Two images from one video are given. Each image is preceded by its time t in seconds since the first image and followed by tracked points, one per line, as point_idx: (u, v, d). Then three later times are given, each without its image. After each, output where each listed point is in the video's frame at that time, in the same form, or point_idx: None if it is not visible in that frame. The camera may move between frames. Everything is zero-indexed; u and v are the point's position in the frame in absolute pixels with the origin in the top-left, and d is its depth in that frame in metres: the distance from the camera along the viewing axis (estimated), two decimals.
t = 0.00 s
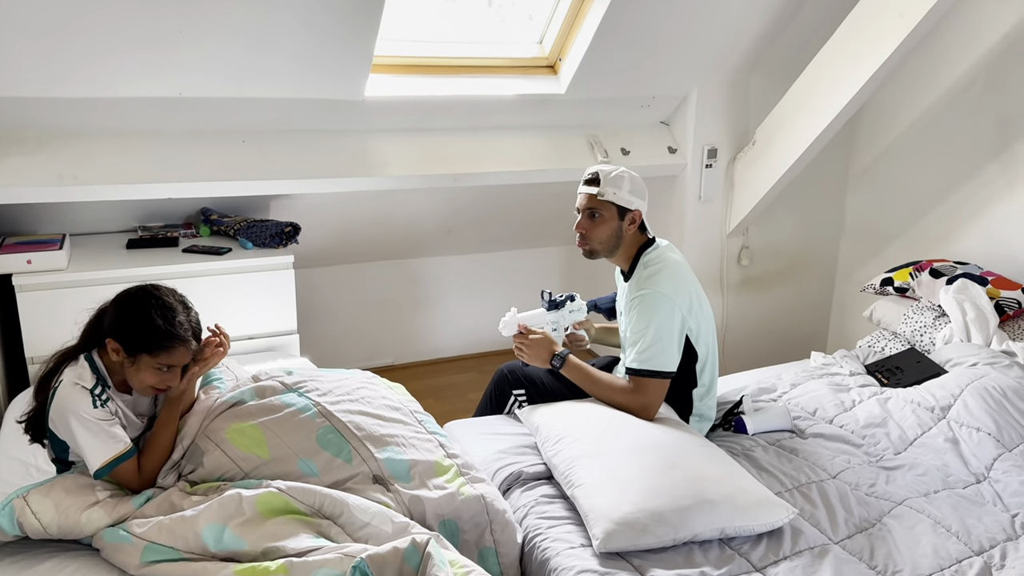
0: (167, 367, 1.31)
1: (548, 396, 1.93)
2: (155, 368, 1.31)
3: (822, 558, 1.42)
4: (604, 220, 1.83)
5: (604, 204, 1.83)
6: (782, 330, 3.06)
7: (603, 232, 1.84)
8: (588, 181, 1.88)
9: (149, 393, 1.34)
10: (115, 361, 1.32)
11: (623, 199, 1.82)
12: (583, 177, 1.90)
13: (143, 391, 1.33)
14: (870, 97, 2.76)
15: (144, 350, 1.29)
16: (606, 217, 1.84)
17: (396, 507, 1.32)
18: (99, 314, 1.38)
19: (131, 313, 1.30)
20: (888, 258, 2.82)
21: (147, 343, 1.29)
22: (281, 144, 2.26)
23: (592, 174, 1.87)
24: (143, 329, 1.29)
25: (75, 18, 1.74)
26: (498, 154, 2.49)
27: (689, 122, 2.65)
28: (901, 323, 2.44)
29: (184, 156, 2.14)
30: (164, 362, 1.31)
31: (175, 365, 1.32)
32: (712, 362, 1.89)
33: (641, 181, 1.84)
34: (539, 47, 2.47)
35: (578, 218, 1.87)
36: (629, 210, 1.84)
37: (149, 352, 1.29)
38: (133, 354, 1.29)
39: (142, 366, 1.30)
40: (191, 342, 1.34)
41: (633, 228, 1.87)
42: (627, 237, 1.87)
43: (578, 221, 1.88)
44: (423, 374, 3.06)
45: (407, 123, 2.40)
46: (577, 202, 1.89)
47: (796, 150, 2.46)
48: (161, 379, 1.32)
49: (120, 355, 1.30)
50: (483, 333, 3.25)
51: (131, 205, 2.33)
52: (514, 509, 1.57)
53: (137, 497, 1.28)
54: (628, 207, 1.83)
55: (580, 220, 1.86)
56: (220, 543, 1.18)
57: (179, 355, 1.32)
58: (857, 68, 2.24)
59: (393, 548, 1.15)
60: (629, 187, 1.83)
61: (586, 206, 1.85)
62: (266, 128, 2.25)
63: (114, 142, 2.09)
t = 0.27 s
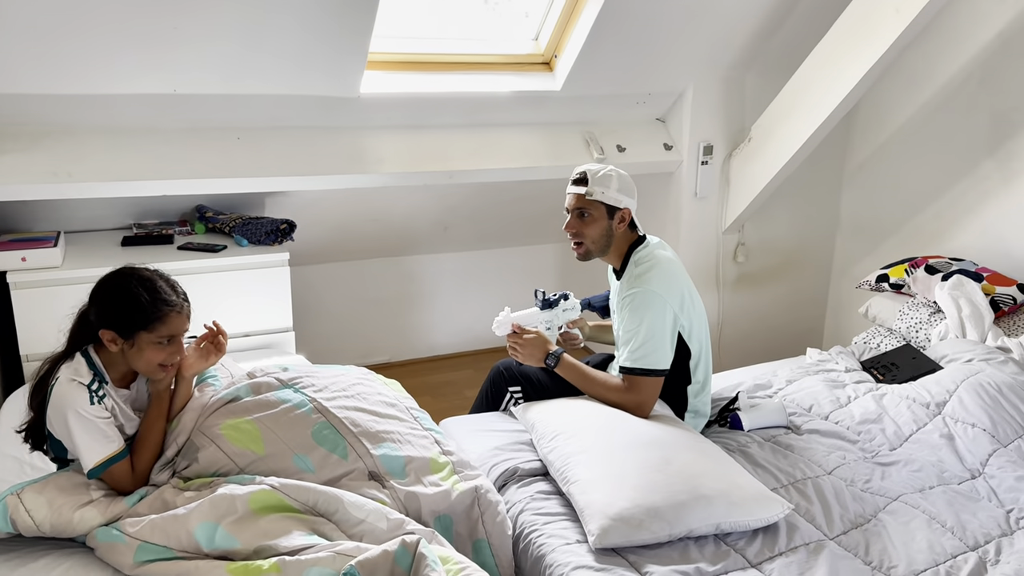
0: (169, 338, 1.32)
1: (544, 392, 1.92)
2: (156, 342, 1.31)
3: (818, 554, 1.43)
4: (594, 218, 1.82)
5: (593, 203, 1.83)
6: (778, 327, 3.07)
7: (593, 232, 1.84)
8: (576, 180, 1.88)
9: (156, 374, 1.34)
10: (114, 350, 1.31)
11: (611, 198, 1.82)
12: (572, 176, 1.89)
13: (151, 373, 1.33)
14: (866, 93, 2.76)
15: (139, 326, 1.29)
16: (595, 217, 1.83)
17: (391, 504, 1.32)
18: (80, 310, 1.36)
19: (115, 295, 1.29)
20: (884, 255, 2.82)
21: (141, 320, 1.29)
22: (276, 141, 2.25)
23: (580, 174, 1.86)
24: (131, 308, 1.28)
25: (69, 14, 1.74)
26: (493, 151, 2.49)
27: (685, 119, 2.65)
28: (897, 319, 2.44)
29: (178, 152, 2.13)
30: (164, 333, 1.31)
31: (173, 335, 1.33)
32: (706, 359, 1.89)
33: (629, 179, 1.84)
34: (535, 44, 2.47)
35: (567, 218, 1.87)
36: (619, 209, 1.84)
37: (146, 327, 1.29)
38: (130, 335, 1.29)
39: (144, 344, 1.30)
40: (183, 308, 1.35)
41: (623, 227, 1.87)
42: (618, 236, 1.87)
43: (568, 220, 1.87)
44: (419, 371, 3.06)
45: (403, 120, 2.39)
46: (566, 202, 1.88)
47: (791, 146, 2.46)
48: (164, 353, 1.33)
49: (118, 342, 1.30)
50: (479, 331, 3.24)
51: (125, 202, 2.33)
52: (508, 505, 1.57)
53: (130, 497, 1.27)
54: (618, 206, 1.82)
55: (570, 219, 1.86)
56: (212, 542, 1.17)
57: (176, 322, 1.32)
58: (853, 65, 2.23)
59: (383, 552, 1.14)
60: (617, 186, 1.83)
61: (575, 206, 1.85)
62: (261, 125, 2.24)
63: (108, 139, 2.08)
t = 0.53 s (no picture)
0: (172, 311, 1.36)
1: (541, 391, 1.93)
2: (162, 317, 1.35)
3: (813, 552, 1.43)
4: (590, 218, 1.83)
5: (589, 203, 1.83)
6: (775, 325, 3.07)
7: (589, 231, 1.84)
8: (571, 180, 1.88)
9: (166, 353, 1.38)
10: (121, 339, 1.33)
11: (605, 199, 1.82)
12: (567, 175, 1.89)
13: (164, 353, 1.37)
14: (862, 90, 2.76)
15: (143, 305, 1.32)
16: (591, 216, 1.84)
17: (388, 504, 1.32)
18: (65, 317, 1.35)
19: (110, 282, 1.31)
20: (880, 253, 2.83)
21: (143, 298, 1.32)
22: (272, 141, 2.25)
23: (575, 174, 1.86)
24: (130, 287, 1.31)
25: (63, 13, 1.73)
26: (490, 150, 2.49)
27: (681, 118, 2.65)
28: (893, 318, 2.45)
29: (173, 152, 2.13)
30: (167, 306, 1.35)
31: (174, 307, 1.37)
32: (702, 358, 1.89)
33: (623, 179, 1.84)
34: (531, 43, 2.47)
35: (562, 218, 1.87)
36: (614, 209, 1.84)
37: (150, 304, 1.33)
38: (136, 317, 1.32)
39: (153, 321, 1.34)
40: (174, 281, 1.39)
41: (618, 227, 1.87)
42: (613, 236, 1.87)
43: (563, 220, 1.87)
44: (416, 370, 3.06)
45: (399, 119, 2.39)
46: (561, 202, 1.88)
47: (787, 145, 2.46)
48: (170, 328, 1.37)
49: (125, 327, 1.32)
50: (476, 330, 3.24)
51: (121, 202, 2.32)
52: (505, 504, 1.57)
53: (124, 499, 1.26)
54: (613, 205, 1.83)
55: (565, 219, 1.86)
56: (204, 544, 1.17)
57: (175, 294, 1.37)
58: (849, 63, 2.23)
59: (370, 561, 1.13)
60: (613, 186, 1.83)
61: (570, 206, 1.85)
62: (256, 124, 2.24)
63: (104, 139, 2.08)
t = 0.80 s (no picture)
0: (167, 316, 1.37)
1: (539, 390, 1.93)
2: (156, 321, 1.35)
3: (810, 551, 1.43)
4: (588, 217, 1.83)
5: (587, 202, 1.83)
6: (772, 324, 3.07)
7: (587, 230, 1.84)
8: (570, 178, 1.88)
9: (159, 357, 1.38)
10: (114, 342, 1.33)
11: (604, 197, 1.82)
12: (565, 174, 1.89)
13: (156, 357, 1.37)
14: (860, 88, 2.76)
15: (137, 309, 1.32)
16: (589, 215, 1.83)
17: (385, 504, 1.32)
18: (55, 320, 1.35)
19: (104, 286, 1.31)
20: (877, 252, 2.83)
21: (138, 302, 1.32)
22: (269, 140, 2.25)
23: (574, 172, 1.86)
24: (126, 292, 1.31)
25: (60, 13, 1.73)
26: (488, 150, 2.49)
27: (679, 116, 2.65)
28: (891, 316, 2.45)
29: (170, 152, 2.13)
30: (162, 311, 1.35)
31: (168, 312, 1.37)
32: (699, 357, 1.90)
33: (623, 178, 1.84)
34: (528, 42, 2.47)
35: (561, 216, 1.87)
36: (612, 208, 1.84)
37: (144, 308, 1.33)
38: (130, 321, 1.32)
39: (147, 325, 1.34)
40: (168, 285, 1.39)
41: (616, 226, 1.87)
42: (611, 235, 1.87)
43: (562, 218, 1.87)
44: (413, 370, 3.06)
45: (397, 119, 2.39)
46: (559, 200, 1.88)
47: (785, 144, 2.46)
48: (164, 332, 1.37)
49: (119, 331, 1.32)
50: (474, 329, 3.24)
51: (118, 202, 2.32)
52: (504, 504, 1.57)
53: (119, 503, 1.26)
54: (611, 205, 1.83)
55: (564, 218, 1.86)
56: (200, 547, 1.17)
57: (170, 299, 1.37)
58: (847, 62, 2.23)
59: (366, 564, 1.12)
60: (612, 185, 1.83)
61: (568, 205, 1.85)
62: (254, 124, 2.24)
63: (101, 139, 2.07)
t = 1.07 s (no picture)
0: (161, 315, 1.36)
1: (539, 390, 1.93)
2: (151, 320, 1.35)
3: (811, 551, 1.43)
4: (586, 215, 1.82)
5: (586, 199, 1.82)
6: (772, 323, 3.07)
7: (585, 227, 1.84)
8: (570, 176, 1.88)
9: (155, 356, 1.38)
10: (109, 342, 1.33)
11: (604, 194, 1.82)
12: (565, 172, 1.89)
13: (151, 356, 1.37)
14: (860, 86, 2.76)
15: (132, 308, 1.32)
16: (587, 213, 1.83)
17: (384, 504, 1.31)
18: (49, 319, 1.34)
19: (98, 285, 1.31)
20: (877, 251, 2.83)
21: (132, 302, 1.32)
22: (268, 140, 2.24)
23: (574, 169, 1.86)
24: (120, 291, 1.31)
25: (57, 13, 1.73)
26: (486, 149, 2.48)
27: (678, 115, 2.65)
28: (890, 315, 2.45)
29: (169, 152, 2.13)
30: (156, 310, 1.35)
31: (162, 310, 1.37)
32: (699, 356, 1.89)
33: (623, 177, 1.84)
34: (527, 40, 2.47)
35: (560, 213, 1.86)
36: (611, 206, 1.83)
37: (139, 307, 1.33)
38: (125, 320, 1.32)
39: (141, 324, 1.34)
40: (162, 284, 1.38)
41: (616, 224, 1.87)
42: (610, 234, 1.87)
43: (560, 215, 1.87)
44: (413, 369, 3.06)
45: (395, 118, 2.39)
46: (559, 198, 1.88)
47: (784, 143, 2.46)
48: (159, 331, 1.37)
49: (113, 330, 1.32)
50: (473, 328, 3.24)
51: (117, 202, 2.32)
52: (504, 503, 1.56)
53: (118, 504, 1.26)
54: (610, 202, 1.82)
55: (563, 215, 1.86)
56: (199, 548, 1.16)
57: (164, 298, 1.37)
58: (846, 61, 2.23)
59: (366, 565, 1.12)
60: (612, 183, 1.83)
61: (567, 202, 1.85)
62: (252, 124, 2.23)
63: (99, 139, 2.07)
